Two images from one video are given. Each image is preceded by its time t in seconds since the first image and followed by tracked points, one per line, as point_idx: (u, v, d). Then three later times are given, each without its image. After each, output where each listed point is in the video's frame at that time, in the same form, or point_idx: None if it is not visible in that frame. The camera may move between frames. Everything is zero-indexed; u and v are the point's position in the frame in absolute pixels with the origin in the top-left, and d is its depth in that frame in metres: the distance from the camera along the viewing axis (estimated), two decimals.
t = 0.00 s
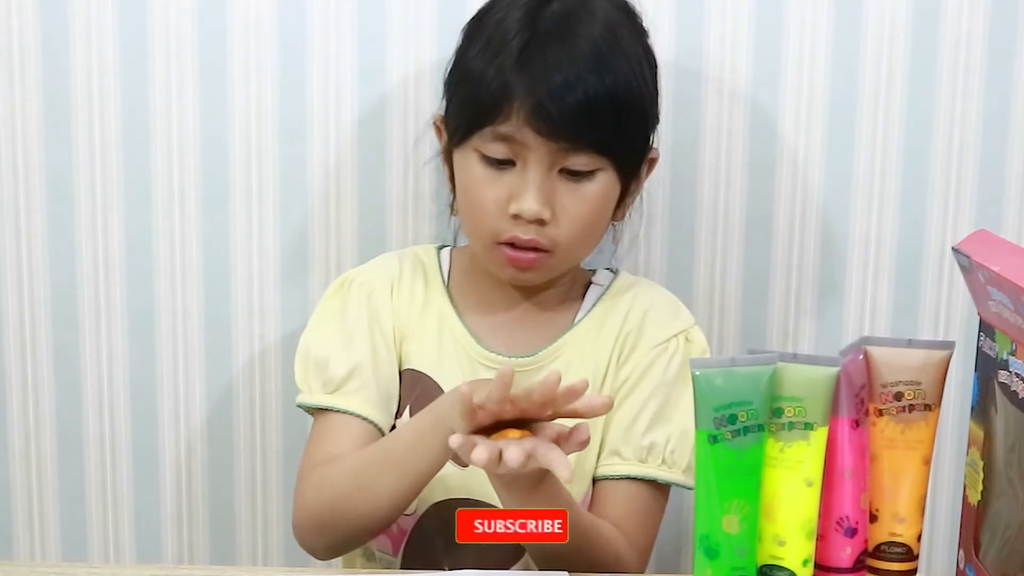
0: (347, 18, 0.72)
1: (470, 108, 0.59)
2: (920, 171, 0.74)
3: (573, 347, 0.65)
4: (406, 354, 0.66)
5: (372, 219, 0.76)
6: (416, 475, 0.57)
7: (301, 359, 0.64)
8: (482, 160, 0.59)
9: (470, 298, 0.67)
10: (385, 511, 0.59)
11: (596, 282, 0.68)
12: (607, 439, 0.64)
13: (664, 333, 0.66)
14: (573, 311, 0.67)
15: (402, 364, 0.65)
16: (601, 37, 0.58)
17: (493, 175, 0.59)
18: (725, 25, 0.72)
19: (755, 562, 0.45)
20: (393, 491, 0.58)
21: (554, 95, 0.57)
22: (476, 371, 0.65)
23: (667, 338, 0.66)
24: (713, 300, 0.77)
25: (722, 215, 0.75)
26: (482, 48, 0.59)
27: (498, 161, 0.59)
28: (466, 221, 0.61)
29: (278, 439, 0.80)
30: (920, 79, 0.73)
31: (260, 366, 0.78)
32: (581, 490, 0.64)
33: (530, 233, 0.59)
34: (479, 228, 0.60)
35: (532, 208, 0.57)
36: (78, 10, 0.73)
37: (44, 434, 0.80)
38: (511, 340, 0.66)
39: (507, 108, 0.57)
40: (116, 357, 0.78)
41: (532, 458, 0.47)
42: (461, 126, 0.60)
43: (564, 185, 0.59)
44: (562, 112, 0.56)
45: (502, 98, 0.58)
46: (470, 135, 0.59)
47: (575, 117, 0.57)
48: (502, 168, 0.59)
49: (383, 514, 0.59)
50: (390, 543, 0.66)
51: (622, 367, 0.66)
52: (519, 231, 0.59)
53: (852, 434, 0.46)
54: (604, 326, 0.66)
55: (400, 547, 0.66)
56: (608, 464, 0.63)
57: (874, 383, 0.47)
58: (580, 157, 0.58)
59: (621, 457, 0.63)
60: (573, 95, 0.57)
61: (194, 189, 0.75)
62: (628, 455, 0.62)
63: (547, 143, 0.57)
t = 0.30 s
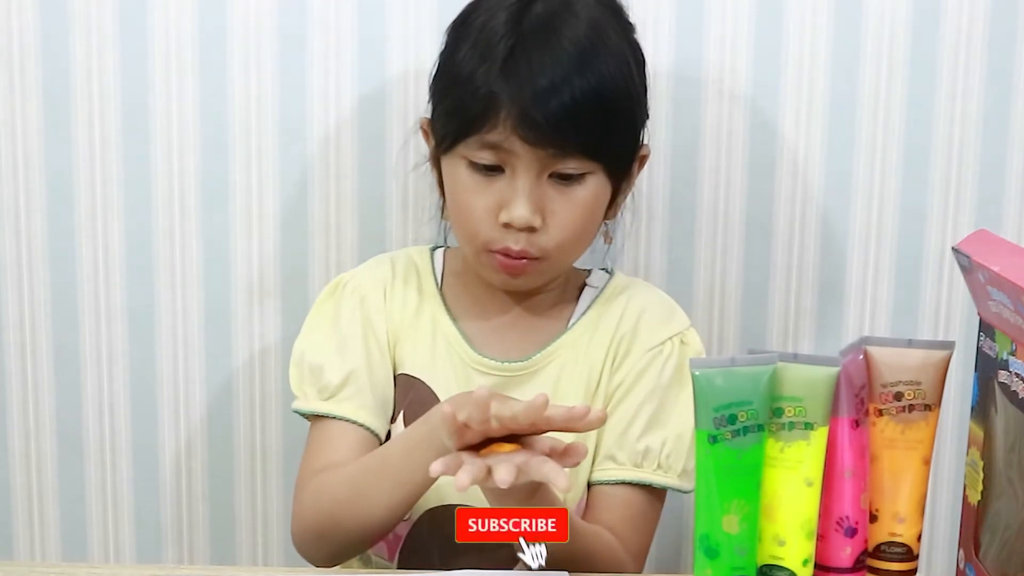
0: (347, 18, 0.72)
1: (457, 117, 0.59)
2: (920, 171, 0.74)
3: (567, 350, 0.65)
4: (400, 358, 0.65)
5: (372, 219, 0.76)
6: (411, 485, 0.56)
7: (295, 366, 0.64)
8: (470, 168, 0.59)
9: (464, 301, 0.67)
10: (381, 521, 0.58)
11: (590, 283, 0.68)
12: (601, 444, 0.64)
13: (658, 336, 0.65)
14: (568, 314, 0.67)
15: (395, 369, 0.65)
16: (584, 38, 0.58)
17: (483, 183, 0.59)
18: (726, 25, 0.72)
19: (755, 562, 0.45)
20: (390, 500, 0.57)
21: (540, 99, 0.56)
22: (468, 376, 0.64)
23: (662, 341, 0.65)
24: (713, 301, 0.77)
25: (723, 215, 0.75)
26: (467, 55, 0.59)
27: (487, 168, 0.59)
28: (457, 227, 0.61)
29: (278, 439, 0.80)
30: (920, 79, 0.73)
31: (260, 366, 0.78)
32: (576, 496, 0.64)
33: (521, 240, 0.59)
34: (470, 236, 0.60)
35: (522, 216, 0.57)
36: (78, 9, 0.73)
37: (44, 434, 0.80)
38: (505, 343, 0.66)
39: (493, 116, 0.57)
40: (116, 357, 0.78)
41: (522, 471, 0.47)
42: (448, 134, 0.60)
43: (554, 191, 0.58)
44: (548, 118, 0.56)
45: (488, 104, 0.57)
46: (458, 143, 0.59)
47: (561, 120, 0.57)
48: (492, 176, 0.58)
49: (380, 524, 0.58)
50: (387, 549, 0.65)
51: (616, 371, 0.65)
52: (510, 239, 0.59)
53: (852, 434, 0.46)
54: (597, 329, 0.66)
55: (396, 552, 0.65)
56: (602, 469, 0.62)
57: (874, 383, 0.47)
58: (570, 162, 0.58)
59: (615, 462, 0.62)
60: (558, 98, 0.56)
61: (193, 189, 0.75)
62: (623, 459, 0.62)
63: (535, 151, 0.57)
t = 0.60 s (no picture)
0: (347, 19, 0.72)
1: (457, 120, 0.59)
2: (920, 171, 0.74)
3: (567, 353, 0.65)
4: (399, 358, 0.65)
5: (371, 219, 0.76)
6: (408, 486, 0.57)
7: (295, 365, 0.64)
8: (469, 171, 0.59)
9: (463, 300, 0.67)
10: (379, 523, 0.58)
11: (590, 286, 0.68)
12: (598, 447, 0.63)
13: (658, 342, 0.65)
14: (568, 316, 0.67)
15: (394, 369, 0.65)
16: (584, 40, 0.58)
17: (482, 186, 0.59)
18: (726, 25, 0.72)
19: (756, 562, 0.45)
20: (388, 503, 0.57)
21: (538, 103, 0.56)
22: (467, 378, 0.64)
23: (661, 346, 0.65)
24: (713, 301, 0.77)
25: (723, 215, 0.75)
26: (468, 58, 0.59)
27: (486, 171, 0.59)
28: (456, 231, 0.61)
29: (278, 439, 0.80)
30: (919, 79, 0.73)
31: (260, 366, 0.78)
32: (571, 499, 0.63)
33: (520, 244, 0.59)
34: (469, 239, 0.60)
35: (521, 220, 0.57)
36: (78, 9, 0.73)
37: (44, 433, 0.80)
38: (504, 345, 0.66)
39: (492, 120, 0.57)
40: (116, 357, 0.78)
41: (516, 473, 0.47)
42: (448, 138, 0.60)
43: (553, 195, 0.58)
44: (546, 124, 0.56)
45: (487, 107, 0.57)
46: (458, 147, 0.59)
47: (559, 125, 0.56)
48: (491, 179, 0.58)
49: (376, 524, 0.58)
50: (386, 549, 0.64)
51: (615, 375, 0.65)
52: (509, 243, 0.59)
53: (852, 436, 0.46)
54: (597, 334, 0.66)
55: (394, 552, 0.64)
56: (598, 473, 0.62)
57: (874, 382, 0.47)
58: (570, 167, 0.58)
59: (612, 467, 0.62)
60: (557, 102, 0.56)
61: (193, 189, 0.75)
62: (621, 465, 0.62)
63: (535, 155, 0.57)
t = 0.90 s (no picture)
0: (347, 18, 0.72)
1: (463, 116, 0.59)
2: (920, 171, 0.74)
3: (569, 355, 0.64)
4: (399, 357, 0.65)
5: (371, 219, 0.76)
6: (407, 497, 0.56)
7: (295, 361, 0.64)
8: (474, 167, 0.59)
9: (465, 301, 0.66)
10: (378, 527, 0.58)
11: (592, 289, 0.68)
12: (599, 449, 0.62)
13: (660, 345, 0.65)
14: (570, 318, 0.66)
15: (394, 368, 0.64)
16: (593, 41, 0.58)
17: (487, 182, 0.58)
18: (726, 26, 0.72)
19: (755, 562, 0.46)
20: (388, 506, 0.57)
21: (546, 101, 0.56)
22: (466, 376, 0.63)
23: (663, 350, 0.65)
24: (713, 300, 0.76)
25: (722, 215, 0.75)
26: (477, 55, 0.59)
27: (491, 168, 0.58)
28: (460, 226, 0.61)
29: (278, 439, 0.80)
30: (919, 79, 0.73)
31: (260, 365, 0.78)
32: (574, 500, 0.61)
33: (524, 242, 0.59)
34: (472, 235, 0.60)
35: (525, 218, 0.57)
36: (78, 9, 0.73)
37: (44, 433, 0.80)
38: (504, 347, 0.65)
39: (499, 117, 0.57)
40: (116, 357, 0.78)
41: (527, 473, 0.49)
42: (453, 133, 0.60)
43: (558, 193, 0.58)
44: (554, 122, 0.56)
45: (494, 104, 0.57)
46: (463, 142, 0.59)
47: (567, 123, 0.56)
48: (495, 176, 0.58)
49: (375, 531, 0.58)
50: (383, 548, 0.59)
51: (617, 379, 0.64)
52: (513, 241, 0.59)
53: (852, 435, 0.46)
54: (599, 337, 0.66)
55: (391, 552, 0.59)
56: (599, 477, 0.61)
57: (874, 382, 0.47)
58: (576, 166, 0.57)
59: (613, 471, 0.61)
60: (565, 101, 0.56)
61: (193, 188, 0.75)
62: (622, 469, 0.61)
63: (540, 152, 0.57)
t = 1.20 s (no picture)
0: (347, 18, 0.72)
1: (460, 111, 0.59)
2: (920, 171, 0.74)
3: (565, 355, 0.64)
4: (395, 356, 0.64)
5: (371, 219, 0.76)
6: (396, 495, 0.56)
7: (292, 360, 0.65)
8: (470, 163, 0.59)
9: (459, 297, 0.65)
10: (371, 525, 0.58)
11: (590, 288, 0.68)
12: (597, 450, 0.62)
13: (657, 344, 0.65)
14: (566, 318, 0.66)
15: (389, 367, 0.64)
16: (592, 40, 0.58)
17: (483, 178, 0.58)
18: (725, 26, 0.72)
19: (756, 562, 0.46)
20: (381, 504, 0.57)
21: (543, 98, 0.56)
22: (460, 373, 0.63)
23: (660, 350, 0.65)
24: (713, 300, 0.76)
25: (722, 214, 0.75)
26: (476, 52, 0.59)
27: (488, 165, 0.58)
28: (456, 221, 0.61)
29: (278, 439, 0.79)
30: (919, 79, 0.73)
31: (260, 365, 0.78)
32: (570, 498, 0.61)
33: (519, 238, 0.59)
34: (467, 230, 0.60)
35: (520, 214, 0.57)
36: (78, 9, 0.73)
37: (44, 433, 0.80)
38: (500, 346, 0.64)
39: (496, 113, 0.57)
40: (116, 356, 0.78)
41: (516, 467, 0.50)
42: (450, 129, 0.60)
43: (554, 190, 0.58)
44: (551, 119, 0.56)
45: (491, 99, 0.57)
46: (460, 138, 0.59)
47: (564, 120, 0.56)
48: (491, 172, 0.58)
49: (369, 529, 0.58)
50: (382, 547, 0.58)
51: (614, 379, 0.64)
52: (508, 236, 0.59)
53: (852, 435, 0.46)
54: (597, 336, 0.66)
55: (390, 550, 0.58)
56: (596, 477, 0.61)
57: (874, 382, 0.47)
58: (571, 165, 0.57)
59: (611, 471, 0.61)
60: (562, 99, 0.57)
61: (193, 188, 0.75)
62: (620, 469, 0.61)
63: (536, 148, 0.56)
